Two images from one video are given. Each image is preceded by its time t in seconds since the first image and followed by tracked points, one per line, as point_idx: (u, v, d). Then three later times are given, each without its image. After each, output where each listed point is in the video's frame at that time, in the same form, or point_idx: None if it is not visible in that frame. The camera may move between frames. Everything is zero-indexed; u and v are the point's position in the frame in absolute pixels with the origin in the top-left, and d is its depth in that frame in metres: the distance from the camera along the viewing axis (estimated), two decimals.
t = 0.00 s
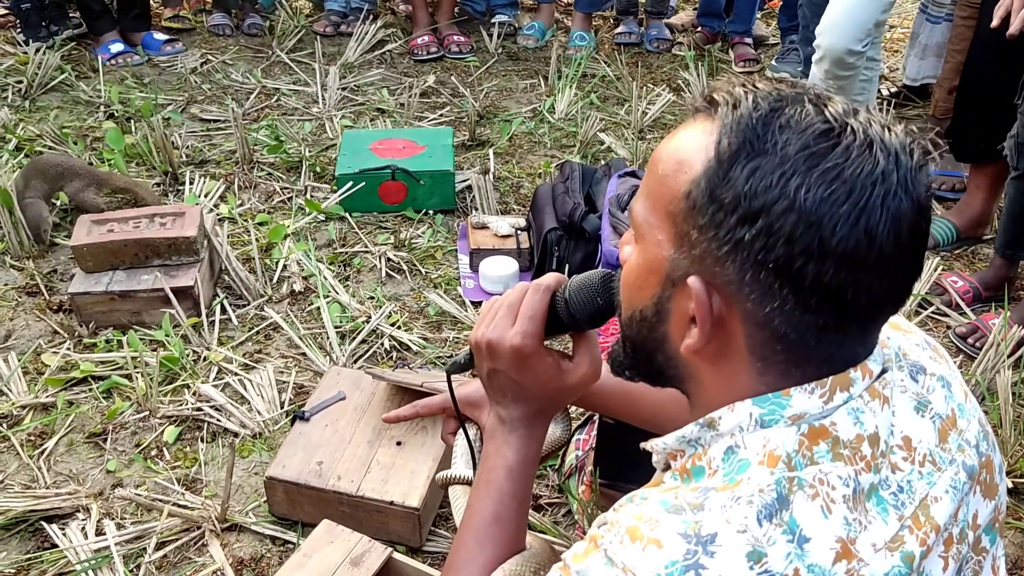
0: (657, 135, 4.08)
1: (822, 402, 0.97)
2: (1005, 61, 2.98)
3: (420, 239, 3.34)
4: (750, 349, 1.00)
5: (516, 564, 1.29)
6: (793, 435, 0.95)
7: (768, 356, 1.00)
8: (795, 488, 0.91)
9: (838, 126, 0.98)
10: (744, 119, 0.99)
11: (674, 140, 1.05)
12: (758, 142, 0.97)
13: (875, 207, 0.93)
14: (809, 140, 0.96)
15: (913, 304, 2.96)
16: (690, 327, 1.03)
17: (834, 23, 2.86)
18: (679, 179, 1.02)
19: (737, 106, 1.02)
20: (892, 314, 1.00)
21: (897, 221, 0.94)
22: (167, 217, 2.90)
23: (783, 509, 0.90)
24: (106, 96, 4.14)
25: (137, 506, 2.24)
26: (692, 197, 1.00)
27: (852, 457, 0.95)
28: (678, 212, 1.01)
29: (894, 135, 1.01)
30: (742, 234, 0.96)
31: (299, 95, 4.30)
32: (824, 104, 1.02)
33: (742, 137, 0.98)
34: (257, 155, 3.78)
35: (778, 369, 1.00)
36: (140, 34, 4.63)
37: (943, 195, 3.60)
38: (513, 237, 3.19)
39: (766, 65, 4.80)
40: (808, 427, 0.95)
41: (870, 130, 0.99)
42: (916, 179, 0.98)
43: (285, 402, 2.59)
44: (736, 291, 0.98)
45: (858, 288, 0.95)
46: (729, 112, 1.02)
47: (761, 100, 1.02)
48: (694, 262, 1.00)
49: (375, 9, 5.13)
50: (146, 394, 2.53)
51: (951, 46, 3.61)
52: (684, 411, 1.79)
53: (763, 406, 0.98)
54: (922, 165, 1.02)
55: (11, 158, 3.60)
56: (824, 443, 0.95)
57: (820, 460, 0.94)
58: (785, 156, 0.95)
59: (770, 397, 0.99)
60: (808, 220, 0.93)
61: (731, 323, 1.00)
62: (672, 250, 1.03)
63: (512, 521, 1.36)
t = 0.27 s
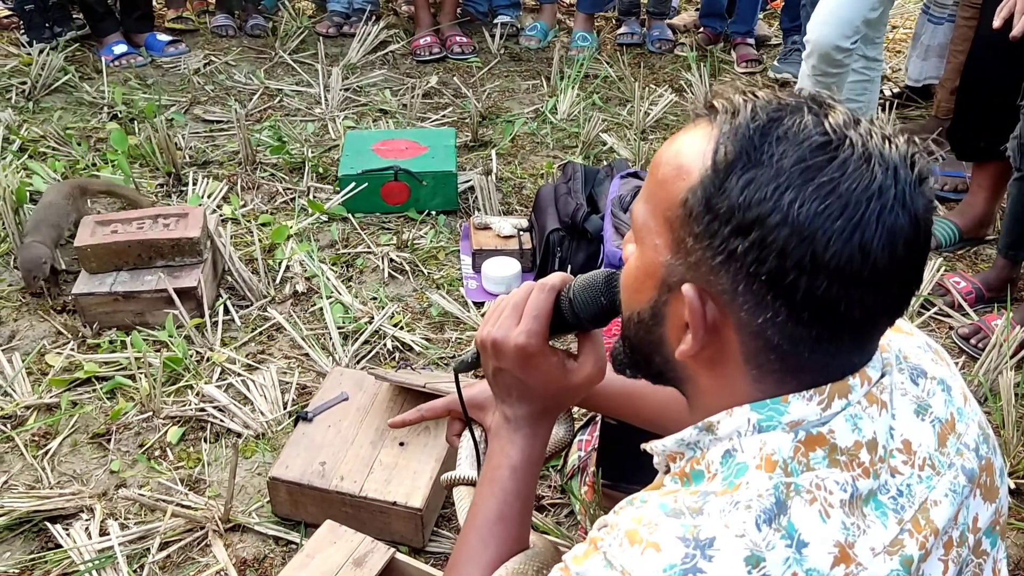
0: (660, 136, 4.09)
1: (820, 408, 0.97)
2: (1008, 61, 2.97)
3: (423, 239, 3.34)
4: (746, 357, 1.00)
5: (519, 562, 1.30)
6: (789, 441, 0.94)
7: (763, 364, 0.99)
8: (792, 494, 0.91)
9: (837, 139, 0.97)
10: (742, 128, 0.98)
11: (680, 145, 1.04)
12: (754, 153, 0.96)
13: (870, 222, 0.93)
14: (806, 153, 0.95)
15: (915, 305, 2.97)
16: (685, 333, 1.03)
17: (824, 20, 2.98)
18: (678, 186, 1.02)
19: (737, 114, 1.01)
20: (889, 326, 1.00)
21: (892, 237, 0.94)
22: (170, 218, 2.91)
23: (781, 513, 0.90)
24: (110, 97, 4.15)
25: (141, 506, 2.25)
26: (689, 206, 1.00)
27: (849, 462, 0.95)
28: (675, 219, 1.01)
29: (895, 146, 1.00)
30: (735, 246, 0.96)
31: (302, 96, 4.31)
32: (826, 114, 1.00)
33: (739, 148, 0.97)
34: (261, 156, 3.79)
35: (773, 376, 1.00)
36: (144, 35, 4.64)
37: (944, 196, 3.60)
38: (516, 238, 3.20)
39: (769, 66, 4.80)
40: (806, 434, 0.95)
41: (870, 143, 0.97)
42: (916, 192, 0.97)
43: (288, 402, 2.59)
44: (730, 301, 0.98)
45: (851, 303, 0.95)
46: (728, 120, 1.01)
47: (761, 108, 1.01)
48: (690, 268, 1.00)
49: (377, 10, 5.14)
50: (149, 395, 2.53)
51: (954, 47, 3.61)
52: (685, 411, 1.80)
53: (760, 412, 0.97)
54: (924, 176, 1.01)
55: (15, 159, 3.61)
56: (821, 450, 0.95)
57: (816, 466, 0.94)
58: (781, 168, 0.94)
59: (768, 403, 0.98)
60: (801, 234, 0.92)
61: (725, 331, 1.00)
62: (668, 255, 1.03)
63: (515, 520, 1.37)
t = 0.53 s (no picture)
0: (663, 136, 4.09)
1: (818, 416, 0.97)
2: (1005, 74, 2.99)
3: (426, 239, 3.34)
4: (738, 365, 1.00)
5: (523, 560, 1.31)
6: (785, 447, 0.95)
7: (755, 373, 1.00)
8: (789, 499, 0.92)
9: (831, 151, 0.94)
10: (735, 138, 0.97)
11: (682, 149, 1.03)
12: (746, 162, 0.95)
13: (859, 237, 0.91)
14: (797, 165, 0.93)
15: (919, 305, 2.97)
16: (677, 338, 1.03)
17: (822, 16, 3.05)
18: (674, 191, 1.01)
19: (732, 122, 1.00)
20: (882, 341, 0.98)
21: (882, 253, 0.92)
22: (174, 218, 2.91)
23: (779, 519, 0.90)
24: (114, 97, 4.16)
25: (145, 506, 2.26)
26: (682, 213, 0.99)
27: (845, 468, 0.95)
28: (670, 224, 1.01)
29: (894, 157, 0.97)
30: (724, 256, 0.95)
31: (306, 96, 4.32)
32: (824, 124, 0.98)
33: (732, 157, 0.96)
34: (264, 156, 3.80)
35: (764, 386, 1.00)
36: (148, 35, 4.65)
37: (948, 196, 3.60)
38: (519, 238, 3.20)
39: (772, 66, 4.80)
40: (802, 441, 0.96)
41: (865, 156, 0.95)
42: (912, 207, 0.94)
43: (291, 402, 2.60)
44: (719, 311, 0.98)
45: (839, 316, 0.94)
46: (723, 128, 0.99)
47: (758, 115, 0.99)
48: (683, 274, 1.00)
49: (381, 10, 5.14)
50: (153, 395, 2.54)
51: (957, 46, 3.61)
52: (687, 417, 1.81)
53: (757, 418, 0.97)
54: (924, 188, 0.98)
55: (19, 159, 3.62)
56: (817, 456, 0.95)
57: (812, 472, 0.94)
58: (770, 180, 0.93)
59: (765, 410, 0.98)
60: (788, 247, 0.92)
61: (717, 338, 1.00)
62: (664, 260, 1.03)
63: (520, 517, 1.38)
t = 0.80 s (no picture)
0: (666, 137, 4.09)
1: (811, 425, 0.98)
2: (1011, 75, 2.99)
3: (430, 240, 3.35)
4: (722, 375, 1.01)
5: (527, 557, 1.32)
6: (778, 455, 0.96)
7: (739, 384, 1.00)
8: (786, 504, 0.92)
9: (803, 165, 0.93)
10: (709, 151, 0.97)
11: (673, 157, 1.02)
12: (719, 176, 0.95)
13: (828, 254, 0.90)
14: (766, 181, 0.93)
15: (922, 305, 2.97)
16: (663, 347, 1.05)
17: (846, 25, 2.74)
18: (658, 200, 1.01)
19: (711, 133, 0.99)
20: (860, 356, 0.97)
21: (854, 269, 0.91)
22: (179, 218, 2.92)
23: (777, 524, 0.91)
24: (119, 98, 4.18)
25: (150, 505, 2.27)
26: (660, 224, 1.00)
27: (838, 473, 0.96)
28: (652, 233, 1.02)
29: (877, 169, 0.95)
30: (696, 269, 0.96)
31: (309, 97, 4.33)
32: (800, 137, 0.96)
33: (706, 171, 0.96)
34: (268, 157, 3.81)
35: (747, 397, 1.01)
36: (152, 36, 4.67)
37: (952, 195, 3.60)
38: (522, 238, 3.21)
39: (776, 66, 4.80)
40: (794, 450, 0.96)
41: (839, 170, 0.94)
42: (890, 222, 0.93)
43: (295, 402, 2.61)
44: (699, 322, 0.99)
45: (812, 330, 0.94)
46: (700, 140, 0.99)
47: (734, 127, 0.98)
48: (666, 283, 1.01)
49: (384, 11, 5.15)
50: (158, 394, 2.55)
51: (960, 46, 3.61)
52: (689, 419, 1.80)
53: (751, 426, 0.98)
54: (909, 199, 0.96)
55: (25, 160, 3.64)
56: (810, 463, 0.96)
57: (805, 479, 0.95)
58: (739, 196, 0.93)
59: (759, 418, 0.98)
60: (756, 263, 0.92)
61: (700, 348, 1.01)
62: (651, 268, 1.03)
63: (526, 514, 1.38)
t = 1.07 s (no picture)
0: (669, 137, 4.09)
1: (802, 435, 0.98)
2: (1012, 78, 2.96)
3: (432, 240, 3.36)
4: (705, 390, 1.01)
5: (527, 556, 1.32)
6: (769, 463, 0.97)
7: (721, 398, 1.00)
8: (781, 510, 0.93)
9: (775, 184, 0.93)
10: (683, 169, 0.97)
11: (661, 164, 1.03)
12: (693, 194, 0.95)
13: (799, 274, 0.90)
14: (737, 200, 0.93)
15: (925, 306, 2.97)
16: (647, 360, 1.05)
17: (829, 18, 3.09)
18: (641, 213, 1.02)
19: (687, 149, 1.00)
20: (837, 374, 0.97)
21: (826, 289, 0.91)
22: (182, 218, 2.93)
23: (772, 531, 0.92)
24: (123, 99, 4.19)
25: (153, 504, 2.27)
26: (639, 239, 1.01)
27: (830, 480, 0.97)
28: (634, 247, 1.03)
29: (854, 185, 0.95)
30: (670, 287, 0.97)
31: (313, 98, 4.34)
32: (775, 154, 0.96)
33: (680, 189, 0.96)
34: (271, 158, 3.82)
35: (729, 410, 1.00)
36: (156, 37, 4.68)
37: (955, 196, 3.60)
38: (525, 239, 3.21)
39: (779, 67, 4.80)
40: (785, 459, 0.97)
41: (812, 188, 0.93)
42: (865, 241, 0.92)
43: (298, 401, 2.61)
44: (679, 337, 0.99)
45: (785, 350, 0.94)
46: (676, 157, 1.00)
47: (710, 143, 0.98)
48: (648, 296, 1.02)
49: (387, 12, 5.16)
50: (161, 394, 2.55)
51: (964, 47, 3.61)
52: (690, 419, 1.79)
53: (741, 437, 0.98)
54: (888, 215, 0.95)
55: (29, 160, 3.65)
56: (801, 471, 0.97)
57: (797, 486, 0.96)
58: (711, 215, 0.93)
59: (749, 428, 0.98)
60: (727, 283, 0.92)
61: (681, 360, 1.01)
62: (634, 279, 1.04)
63: (525, 512, 1.39)
